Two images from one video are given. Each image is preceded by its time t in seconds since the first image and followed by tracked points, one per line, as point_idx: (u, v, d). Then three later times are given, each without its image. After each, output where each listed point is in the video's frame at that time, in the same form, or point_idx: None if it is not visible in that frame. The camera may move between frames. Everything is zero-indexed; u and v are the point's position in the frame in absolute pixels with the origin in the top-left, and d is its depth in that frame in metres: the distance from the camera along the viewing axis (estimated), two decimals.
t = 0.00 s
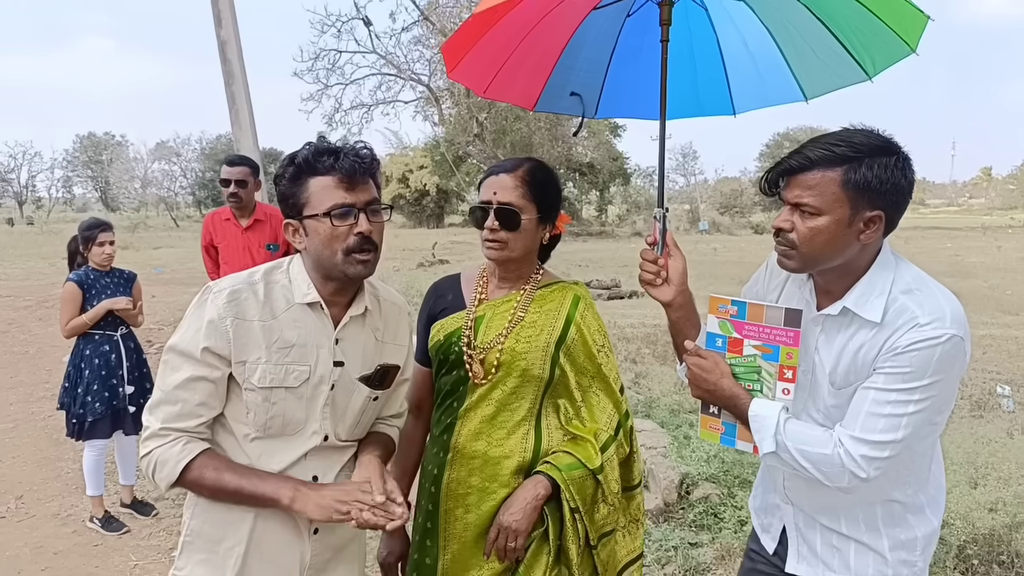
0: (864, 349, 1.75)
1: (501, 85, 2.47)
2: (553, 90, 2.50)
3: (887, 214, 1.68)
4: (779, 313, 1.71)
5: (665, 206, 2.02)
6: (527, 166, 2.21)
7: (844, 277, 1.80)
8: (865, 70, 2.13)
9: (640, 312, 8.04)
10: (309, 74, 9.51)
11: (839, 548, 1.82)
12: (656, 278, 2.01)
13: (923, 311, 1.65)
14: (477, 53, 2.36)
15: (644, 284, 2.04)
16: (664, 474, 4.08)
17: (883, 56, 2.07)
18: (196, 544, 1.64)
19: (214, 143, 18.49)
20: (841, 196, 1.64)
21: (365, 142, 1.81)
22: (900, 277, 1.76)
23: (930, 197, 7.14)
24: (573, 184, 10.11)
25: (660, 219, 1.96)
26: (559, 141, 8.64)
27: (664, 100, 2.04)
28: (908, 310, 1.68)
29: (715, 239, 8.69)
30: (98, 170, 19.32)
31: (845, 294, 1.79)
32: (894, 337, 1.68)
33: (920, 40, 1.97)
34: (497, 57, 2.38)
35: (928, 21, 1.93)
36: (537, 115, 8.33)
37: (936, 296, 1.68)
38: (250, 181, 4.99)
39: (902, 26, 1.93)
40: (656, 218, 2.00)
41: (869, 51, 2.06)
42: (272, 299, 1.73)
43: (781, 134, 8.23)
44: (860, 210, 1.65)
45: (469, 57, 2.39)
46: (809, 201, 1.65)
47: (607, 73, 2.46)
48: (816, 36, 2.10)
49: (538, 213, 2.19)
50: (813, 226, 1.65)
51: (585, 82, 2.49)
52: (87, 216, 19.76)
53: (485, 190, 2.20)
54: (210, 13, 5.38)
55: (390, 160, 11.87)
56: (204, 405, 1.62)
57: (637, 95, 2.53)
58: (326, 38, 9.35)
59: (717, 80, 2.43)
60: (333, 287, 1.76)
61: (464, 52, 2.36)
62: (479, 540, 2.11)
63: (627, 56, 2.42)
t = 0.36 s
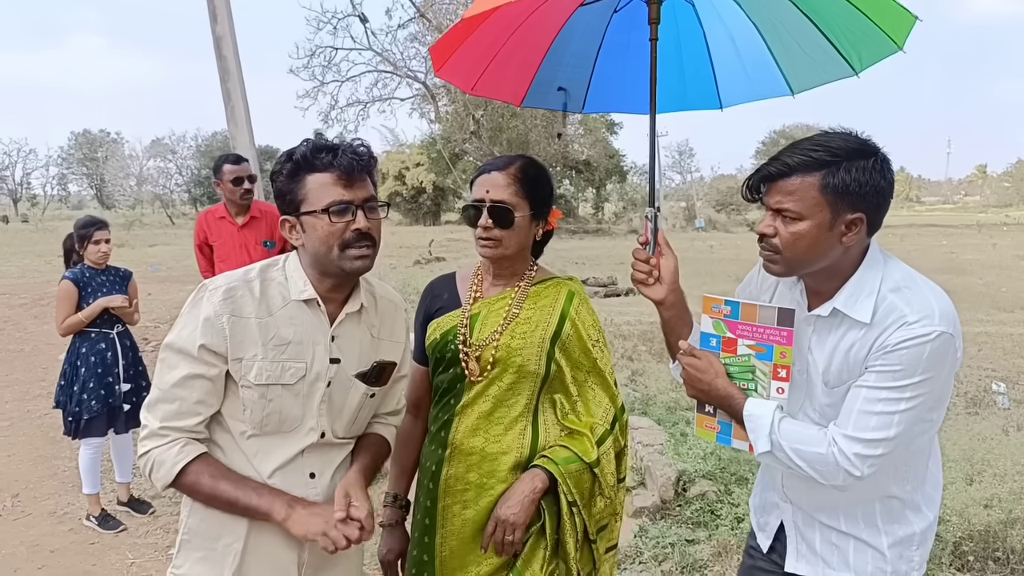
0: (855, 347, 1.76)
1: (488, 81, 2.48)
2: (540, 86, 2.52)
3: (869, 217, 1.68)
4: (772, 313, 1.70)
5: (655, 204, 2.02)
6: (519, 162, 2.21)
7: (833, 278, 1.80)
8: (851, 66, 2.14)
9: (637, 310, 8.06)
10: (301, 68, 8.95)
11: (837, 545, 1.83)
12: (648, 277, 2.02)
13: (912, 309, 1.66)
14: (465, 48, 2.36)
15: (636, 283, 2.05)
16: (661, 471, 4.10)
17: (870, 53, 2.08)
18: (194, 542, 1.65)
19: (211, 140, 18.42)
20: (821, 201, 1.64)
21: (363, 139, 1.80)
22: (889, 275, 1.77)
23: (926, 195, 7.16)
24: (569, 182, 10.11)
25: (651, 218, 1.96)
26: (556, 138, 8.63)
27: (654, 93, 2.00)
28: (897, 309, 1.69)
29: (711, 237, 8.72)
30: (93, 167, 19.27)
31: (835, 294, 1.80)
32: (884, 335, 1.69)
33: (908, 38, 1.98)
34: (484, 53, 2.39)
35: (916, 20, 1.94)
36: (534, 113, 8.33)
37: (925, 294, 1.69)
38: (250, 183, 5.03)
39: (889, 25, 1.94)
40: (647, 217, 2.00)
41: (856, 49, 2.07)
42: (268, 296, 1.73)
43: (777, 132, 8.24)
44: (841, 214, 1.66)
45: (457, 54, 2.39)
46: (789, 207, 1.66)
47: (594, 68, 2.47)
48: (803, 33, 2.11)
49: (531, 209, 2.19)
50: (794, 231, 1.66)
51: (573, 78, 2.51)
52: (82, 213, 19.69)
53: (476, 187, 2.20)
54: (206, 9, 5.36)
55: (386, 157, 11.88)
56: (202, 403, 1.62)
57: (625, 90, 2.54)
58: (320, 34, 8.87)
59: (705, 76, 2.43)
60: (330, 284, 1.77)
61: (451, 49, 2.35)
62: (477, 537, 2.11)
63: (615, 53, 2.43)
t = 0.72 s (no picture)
0: (849, 351, 1.76)
1: (493, 78, 2.48)
2: (545, 84, 2.52)
3: (857, 224, 1.69)
4: (767, 317, 1.71)
5: (657, 207, 2.03)
6: (516, 163, 2.21)
7: (825, 282, 1.81)
8: (856, 72, 2.15)
9: (634, 311, 8.07)
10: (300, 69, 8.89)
11: (836, 545, 1.84)
12: (646, 279, 2.03)
13: (904, 314, 1.66)
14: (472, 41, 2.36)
15: (635, 285, 2.06)
16: (659, 471, 4.11)
17: (875, 60, 2.09)
18: (194, 544, 1.65)
19: (208, 141, 18.37)
20: (809, 208, 1.65)
21: (359, 139, 1.80)
22: (881, 279, 1.77)
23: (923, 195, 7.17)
24: (566, 182, 10.08)
25: (650, 219, 1.97)
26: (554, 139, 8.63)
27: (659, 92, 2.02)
28: (889, 313, 1.69)
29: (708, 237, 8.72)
30: (90, 168, 19.25)
31: (828, 299, 1.81)
32: (877, 340, 1.69)
33: (913, 47, 2.01)
34: (490, 49, 2.39)
35: (922, 29, 1.96)
36: (531, 113, 8.33)
37: (917, 297, 1.69)
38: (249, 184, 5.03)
39: (896, 32, 1.95)
40: (646, 219, 2.00)
41: (861, 55, 2.08)
42: (264, 297, 1.73)
43: (774, 133, 8.25)
44: (828, 220, 1.66)
45: (462, 49, 2.40)
46: (778, 212, 1.66)
47: (599, 68, 2.47)
48: (809, 37, 2.11)
49: (528, 210, 2.20)
50: (782, 237, 1.66)
51: (578, 76, 2.51)
52: (79, 214, 19.66)
53: (473, 188, 2.20)
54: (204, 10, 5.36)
55: (384, 158, 11.89)
56: (201, 405, 1.62)
57: (629, 91, 2.53)
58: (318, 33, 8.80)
59: (710, 77, 2.43)
60: (326, 285, 1.77)
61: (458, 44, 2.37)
62: (476, 537, 2.11)
63: (620, 53, 2.43)
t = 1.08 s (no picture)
0: (843, 351, 1.77)
1: (495, 74, 2.48)
2: (548, 79, 2.52)
3: (852, 225, 1.70)
4: (761, 318, 1.71)
5: (651, 209, 2.04)
6: (511, 160, 2.21)
7: (819, 283, 1.81)
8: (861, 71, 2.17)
9: (629, 309, 8.08)
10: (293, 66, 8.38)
11: (829, 543, 1.85)
12: (640, 280, 2.03)
13: (898, 315, 1.67)
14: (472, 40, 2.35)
15: (630, 286, 2.06)
16: (653, 469, 4.12)
17: (880, 60, 2.11)
18: (188, 542, 1.65)
19: (202, 138, 18.25)
20: (804, 209, 1.65)
21: (354, 137, 1.80)
22: (875, 280, 1.78)
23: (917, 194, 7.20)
24: (562, 180, 10.15)
25: (645, 220, 1.98)
26: (549, 136, 8.62)
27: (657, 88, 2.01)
28: (883, 314, 1.69)
29: (703, 235, 8.74)
30: (83, 165, 19.17)
31: (823, 300, 1.81)
32: (870, 341, 1.70)
33: (916, 48, 2.02)
34: (492, 46, 2.38)
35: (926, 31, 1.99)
36: (527, 111, 8.32)
37: (911, 298, 1.69)
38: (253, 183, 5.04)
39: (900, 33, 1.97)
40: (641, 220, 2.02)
41: (866, 54, 2.09)
42: (258, 295, 1.72)
43: (769, 131, 8.27)
44: (824, 222, 1.67)
45: (463, 48, 2.38)
46: (773, 214, 1.67)
47: (603, 63, 2.48)
48: (814, 35, 2.12)
49: (523, 207, 2.20)
50: (778, 238, 1.67)
51: (581, 72, 2.52)
52: (72, 211, 19.57)
53: (469, 186, 2.20)
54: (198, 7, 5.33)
55: (379, 155, 11.87)
56: (200, 403, 1.61)
57: (633, 86, 2.54)
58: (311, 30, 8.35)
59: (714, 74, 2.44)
60: (320, 283, 1.77)
61: (458, 44, 2.35)
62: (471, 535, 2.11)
63: (624, 49, 2.44)
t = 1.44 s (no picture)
0: (839, 361, 1.77)
1: (484, 80, 2.47)
2: (537, 82, 2.52)
3: (848, 236, 1.70)
4: (757, 327, 1.71)
5: (645, 216, 2.04)
6: (509, 164, 2.21)
7: (814, 293, 1.81)
8: (851, 70, 2.18)
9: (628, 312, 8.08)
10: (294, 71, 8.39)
11: (827, 547, 1.84)
12: (636, 289, 2.03)
13: (893, 325, 1.67)
14: (460, 51, 2.33)
15: (625, 295, 2.06)
16: (652, 472, 4.11)
17: (870, 59, 2.12)
18: (187, 545, 1.64)
19: (201, 141, 18.24)
20: (800, 220, 1.65)
21: (352, 140, 1.80)
22: (871, 288, 1.77)
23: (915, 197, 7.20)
24: (561, 184, 10.17)
25: (640, 228, 1.99)
26: (548, 140, 8.63)
27: (648, 91, 2.02)
28: (879, 324, 1.69)
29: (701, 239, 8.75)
30: (82, 168, 19.19)
31: (818, 309, 1.81)
32: (866, 351, 1.70)
33: (908, 49, 2.04)
34: (480, 53, 2.36)
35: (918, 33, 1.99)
36: (526, 114, 8.33)
37: (907, 307, 1.69)
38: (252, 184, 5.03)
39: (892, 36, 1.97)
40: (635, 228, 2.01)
41: (857, 53, 2.10)
42: (258, 296, 1.72)
43: (768, 135, 8.28)
44: (820, 233, 1.67)
45: (449, 58, 2.36)
46: (770, 225, 1.67)
47: (593, 66, 2.49)
48: (803, 35, 2.12)
49: (521, 211, 2.20)
50: (774, 249, 1.67)
51: (570, 75, 2.51)
52: (71, 214, 19.57)
53: (466, 190, 2.20)
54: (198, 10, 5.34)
55: (378, 158, 11.91)
56: (206, 403, 1.61)
57: (625, 89, 2.55)
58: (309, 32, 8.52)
59: (705, 75, 2.44)
60: (318, 284, 1.77)
61: (443, 56, 2.31)
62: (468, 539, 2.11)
63: (614, 51, 2.45)
